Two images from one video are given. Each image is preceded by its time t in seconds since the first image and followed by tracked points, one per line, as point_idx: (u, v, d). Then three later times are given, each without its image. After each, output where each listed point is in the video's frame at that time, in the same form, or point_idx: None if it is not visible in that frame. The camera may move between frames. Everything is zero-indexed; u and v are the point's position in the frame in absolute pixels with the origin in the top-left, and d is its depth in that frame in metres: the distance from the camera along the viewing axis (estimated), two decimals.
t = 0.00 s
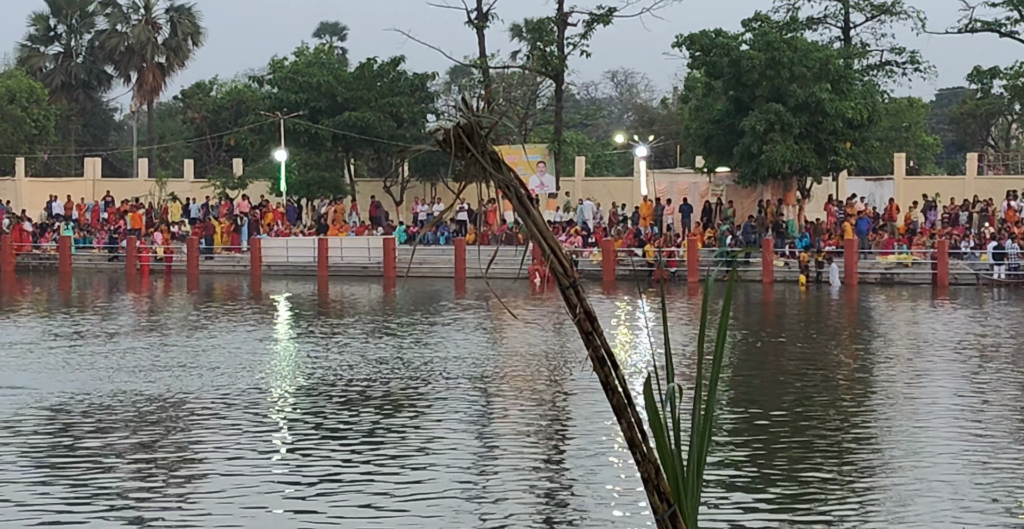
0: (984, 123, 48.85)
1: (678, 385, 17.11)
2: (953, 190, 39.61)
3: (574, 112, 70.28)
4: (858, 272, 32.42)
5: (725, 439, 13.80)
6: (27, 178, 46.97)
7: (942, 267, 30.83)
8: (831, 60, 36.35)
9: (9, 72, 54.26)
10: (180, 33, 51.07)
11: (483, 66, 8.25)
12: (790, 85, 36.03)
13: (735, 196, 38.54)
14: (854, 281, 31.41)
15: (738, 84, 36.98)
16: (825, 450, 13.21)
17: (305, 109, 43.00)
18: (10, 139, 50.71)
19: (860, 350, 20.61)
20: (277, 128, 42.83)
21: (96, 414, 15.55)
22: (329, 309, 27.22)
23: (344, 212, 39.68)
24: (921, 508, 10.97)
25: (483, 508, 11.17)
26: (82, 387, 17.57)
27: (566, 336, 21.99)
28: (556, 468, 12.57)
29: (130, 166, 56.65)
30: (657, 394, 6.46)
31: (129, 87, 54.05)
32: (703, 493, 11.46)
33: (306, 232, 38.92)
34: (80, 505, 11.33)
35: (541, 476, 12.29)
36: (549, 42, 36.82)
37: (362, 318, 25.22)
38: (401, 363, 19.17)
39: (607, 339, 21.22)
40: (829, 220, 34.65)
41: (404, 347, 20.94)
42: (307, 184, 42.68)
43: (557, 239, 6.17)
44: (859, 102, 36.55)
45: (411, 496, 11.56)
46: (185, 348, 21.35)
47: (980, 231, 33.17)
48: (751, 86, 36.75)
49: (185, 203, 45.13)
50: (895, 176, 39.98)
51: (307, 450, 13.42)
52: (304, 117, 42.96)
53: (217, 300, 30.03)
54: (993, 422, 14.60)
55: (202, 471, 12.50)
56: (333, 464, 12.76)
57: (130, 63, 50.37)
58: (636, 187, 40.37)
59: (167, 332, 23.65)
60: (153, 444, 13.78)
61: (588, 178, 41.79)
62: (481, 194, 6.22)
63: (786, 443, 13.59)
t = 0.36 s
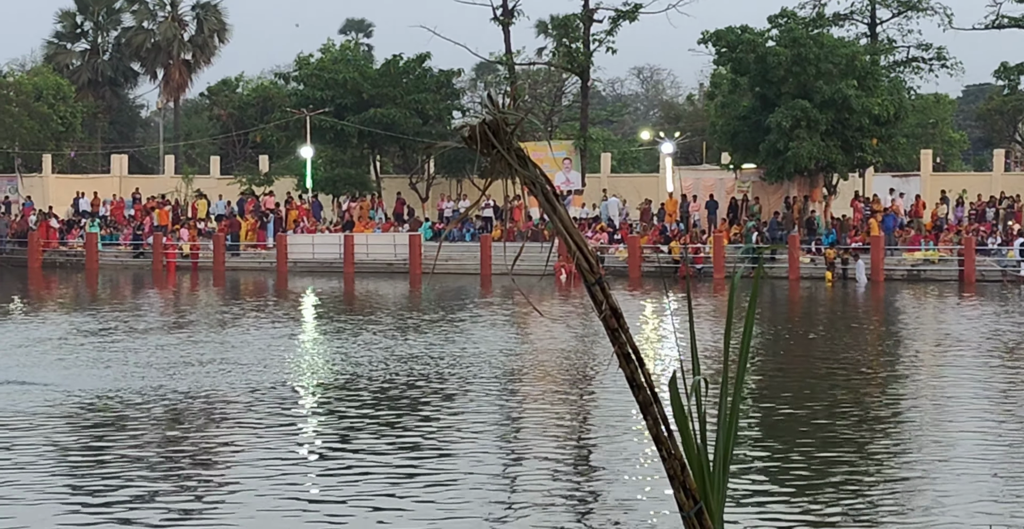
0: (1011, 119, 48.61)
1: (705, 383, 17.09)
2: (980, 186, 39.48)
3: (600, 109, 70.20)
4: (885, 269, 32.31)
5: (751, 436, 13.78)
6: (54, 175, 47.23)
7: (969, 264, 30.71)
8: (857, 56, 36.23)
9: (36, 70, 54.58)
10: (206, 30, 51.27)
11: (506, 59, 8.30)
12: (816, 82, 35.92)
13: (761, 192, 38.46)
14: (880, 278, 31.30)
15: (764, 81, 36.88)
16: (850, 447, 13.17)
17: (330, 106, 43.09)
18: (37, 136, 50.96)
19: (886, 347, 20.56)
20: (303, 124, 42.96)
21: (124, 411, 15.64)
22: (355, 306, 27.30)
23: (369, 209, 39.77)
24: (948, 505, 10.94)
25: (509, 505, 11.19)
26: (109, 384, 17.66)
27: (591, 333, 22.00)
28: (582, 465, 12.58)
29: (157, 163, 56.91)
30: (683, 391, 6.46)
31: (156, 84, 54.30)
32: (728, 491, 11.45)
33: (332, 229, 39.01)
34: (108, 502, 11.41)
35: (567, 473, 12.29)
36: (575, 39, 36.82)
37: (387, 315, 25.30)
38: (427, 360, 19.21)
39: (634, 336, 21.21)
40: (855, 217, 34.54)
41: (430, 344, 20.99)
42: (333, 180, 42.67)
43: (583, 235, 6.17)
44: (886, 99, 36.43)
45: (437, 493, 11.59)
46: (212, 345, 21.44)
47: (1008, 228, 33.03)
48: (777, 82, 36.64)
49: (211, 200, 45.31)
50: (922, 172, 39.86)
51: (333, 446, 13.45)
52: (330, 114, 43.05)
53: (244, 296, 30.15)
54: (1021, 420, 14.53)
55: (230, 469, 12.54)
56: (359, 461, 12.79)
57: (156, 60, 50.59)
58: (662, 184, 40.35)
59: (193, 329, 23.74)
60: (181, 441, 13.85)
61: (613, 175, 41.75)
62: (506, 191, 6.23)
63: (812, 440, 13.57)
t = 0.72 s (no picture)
0: None
1: (750, 379, 17.04)
2: None
3: (641, 105, 70.08)
4: (928, 264, 32.11)
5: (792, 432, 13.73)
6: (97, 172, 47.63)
7: (1013, 260, 30.48)
8: (900, 52, 36.02)
9: (79, 68, 55.08)
10: (248, 27, 51.55)
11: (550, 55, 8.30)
12: (858, 77, 35.73)
13: (803, 188, 38.31)
14: (923, 274, 31.12)
15: (806, 76, 36.71)
16: (892, 443, 13.12)
17: (371, 103, 43.16)
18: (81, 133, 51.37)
19: (930, 343, 20.45)
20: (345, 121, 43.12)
21: (165, 408, 15.74)
22: (396, 302, 27.40)
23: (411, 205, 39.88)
24: (992, 502, 10.89)
25: (551, 502, 11.20)
26: (151, 380, 17.78)
27: (633, 329, 22.00)
28: (623, 461, 12.59)
29: (199, 159, 57.28)
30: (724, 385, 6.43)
31: (198, 81, 54.65)
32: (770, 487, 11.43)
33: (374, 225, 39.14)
34: (153, 497, 11.53)
35: (609, 469, 12.31)
36: (616, 35, 36.79)
37: (428, 311, 25.39)
38: (470, 357, 19.24)
39: (676, 332, 21.20)
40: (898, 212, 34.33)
41: (472, 340, 21.03)
42: (374, 176, 42.53)
43: (625, 231, 6.17)
44: (928, 94, 36.20)
45: (480, 488, 11.63)
46: (255, 341, 21.59)
47: None
48: (819, 77, 36.45)
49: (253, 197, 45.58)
50: (966, 168, 39.61)
51: (376, 442, 13.53)
52: (371, 111, 43.19)
53: (285, 293, 30.31)
54: None
55: (270, 465, 12.59)
56: (402, 457, 12.86)
57: (198, 57, 50.92)
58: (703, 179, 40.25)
59: (236, 325, 23.91)
60: (225, 437, 13.96)
61: (655, 171, 41.69)
62: (548, 187, 6.23)
63: (854, 437, 13.49)
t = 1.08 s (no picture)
0: None
1: (797, 374, 17.00)
2: None
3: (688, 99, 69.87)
4: (978, 259, 31.87)
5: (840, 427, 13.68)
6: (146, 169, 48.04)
7: None
8: (948, 45, 35.78)
9: (128, 65, 55.57)
10: (295, 23, 51.83)
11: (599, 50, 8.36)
12: (907, 71, 35.50)
13: (851, 183, 38.13)
14: (973, 268, 30.89)
15: (854, 70, 36.46)
16: (941, 438, 13.05)
17: (418, 98, 43.28)
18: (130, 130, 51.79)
19: (979, 338, 20.32)
20: (391, 117, 43.28)
21: (213, 403, 15.89)
22: (442, 298, 27.50)
23: (457, 201, 39.98)
24: None
25: (599, 497, 11.21)
26: (200, 375, 17.95)
27: (680, 324, 21.99)
28: (670, 457, 12.58)
29: (246, 156, 57.65)
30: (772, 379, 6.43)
31: (246, 78, 55.01)
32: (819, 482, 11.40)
33: (420, 220, 39.29)
34: (204, 492, 11.63)
35: (656, 464, 12.32)
36: (662, 30, 36.70)
37: (475, 307, 25.46)
38: (517, 352, 19.27)
39: (724, 327, 21.16)
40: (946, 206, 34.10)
41: (519, 335, 21.09)
42: (421, 172, 43.35)
43: (672, 227, 6.18)
44: (977, 87, 35.94)
45: (527, 484, 11.66)
46: (303, 337, 21.73)
47: None
48: (867, 71, 36.20)
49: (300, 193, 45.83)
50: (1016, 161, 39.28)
51: (424, 438, 13.59)
52: (418, 106, 43.32)
53: (333, 288, 30.48)
54: None
55: (319, 461, 12.67)
56: (450, 453, 12.91)
57: (246, 54, 51.28)
58: (750, 174, 40.11)
59: (284, 321, 24.06)
60: (274, 433, 14.06)
61: (702, 165, 41.65)
62: (595, 182, 6.24)
63: (902, 430, 13.48)
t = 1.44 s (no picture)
0: None
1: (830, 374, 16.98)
2: None
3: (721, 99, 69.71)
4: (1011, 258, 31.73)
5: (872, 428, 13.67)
6: (179, 170, 48.33)
7: None
8: (981, 44, 35.72)
9: (161, 66, 55.89)
10: (327, 24, 52.03)
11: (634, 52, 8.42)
12: (939, 70, 35.38)
13: (885, 182, 38.05)
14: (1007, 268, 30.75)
15: (887, 69, 36.29)
16: (974, 439, 13.02)
17: (451, 99, 43.37)
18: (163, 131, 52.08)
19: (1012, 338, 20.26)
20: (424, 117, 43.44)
21: (247, 403, 16.01)
22: (474, 298, 27.58)
23: (490, 201, 40.05)
24: None
25: (631, 498, 11.26)
26: (234, 376, 18.08)
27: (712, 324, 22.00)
28: (702, 457, 12.62)
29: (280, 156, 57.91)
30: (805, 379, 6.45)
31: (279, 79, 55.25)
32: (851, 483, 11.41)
33: (452, 220, 39.40)
34: (237, 492, 11.74)
35: (688, 465, 12.35)
36: (695, 30, 36.66)
37: (508, 307, 25.53)
38: (549, 352, 19.35)
39: (757, 327, 21.15)
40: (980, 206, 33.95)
41: (552, 335, 21.16)
42: (454, 173, 43.25)
43: (705, 227, 6.22)
44: (1010, 87, 35.88)
45: (559, 484, 11.72)
46: (336, 337, 21.85)
47: None
48: (900, 71, 36.04)
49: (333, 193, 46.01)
50: None
51: (456, 438, 13.66)
52: (450, 107, 43.45)
53: (365, 289, 30.60)
54: None
55: (352, 461, 12.77)
56: (482, 453, 12.98)
57: (278, 54, 51.54)
58: (783, 174, 40.03)
59: (317, 322, 24.18)
60: (308, 433, 14.16)
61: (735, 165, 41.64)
62: (628, 182, 6.28)
63: (934, 430, 13.50)
